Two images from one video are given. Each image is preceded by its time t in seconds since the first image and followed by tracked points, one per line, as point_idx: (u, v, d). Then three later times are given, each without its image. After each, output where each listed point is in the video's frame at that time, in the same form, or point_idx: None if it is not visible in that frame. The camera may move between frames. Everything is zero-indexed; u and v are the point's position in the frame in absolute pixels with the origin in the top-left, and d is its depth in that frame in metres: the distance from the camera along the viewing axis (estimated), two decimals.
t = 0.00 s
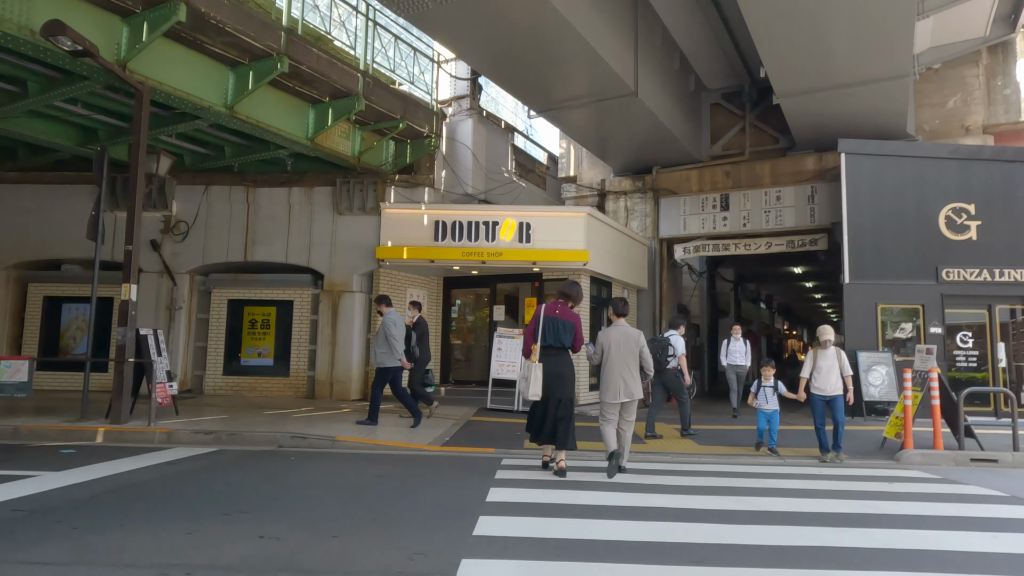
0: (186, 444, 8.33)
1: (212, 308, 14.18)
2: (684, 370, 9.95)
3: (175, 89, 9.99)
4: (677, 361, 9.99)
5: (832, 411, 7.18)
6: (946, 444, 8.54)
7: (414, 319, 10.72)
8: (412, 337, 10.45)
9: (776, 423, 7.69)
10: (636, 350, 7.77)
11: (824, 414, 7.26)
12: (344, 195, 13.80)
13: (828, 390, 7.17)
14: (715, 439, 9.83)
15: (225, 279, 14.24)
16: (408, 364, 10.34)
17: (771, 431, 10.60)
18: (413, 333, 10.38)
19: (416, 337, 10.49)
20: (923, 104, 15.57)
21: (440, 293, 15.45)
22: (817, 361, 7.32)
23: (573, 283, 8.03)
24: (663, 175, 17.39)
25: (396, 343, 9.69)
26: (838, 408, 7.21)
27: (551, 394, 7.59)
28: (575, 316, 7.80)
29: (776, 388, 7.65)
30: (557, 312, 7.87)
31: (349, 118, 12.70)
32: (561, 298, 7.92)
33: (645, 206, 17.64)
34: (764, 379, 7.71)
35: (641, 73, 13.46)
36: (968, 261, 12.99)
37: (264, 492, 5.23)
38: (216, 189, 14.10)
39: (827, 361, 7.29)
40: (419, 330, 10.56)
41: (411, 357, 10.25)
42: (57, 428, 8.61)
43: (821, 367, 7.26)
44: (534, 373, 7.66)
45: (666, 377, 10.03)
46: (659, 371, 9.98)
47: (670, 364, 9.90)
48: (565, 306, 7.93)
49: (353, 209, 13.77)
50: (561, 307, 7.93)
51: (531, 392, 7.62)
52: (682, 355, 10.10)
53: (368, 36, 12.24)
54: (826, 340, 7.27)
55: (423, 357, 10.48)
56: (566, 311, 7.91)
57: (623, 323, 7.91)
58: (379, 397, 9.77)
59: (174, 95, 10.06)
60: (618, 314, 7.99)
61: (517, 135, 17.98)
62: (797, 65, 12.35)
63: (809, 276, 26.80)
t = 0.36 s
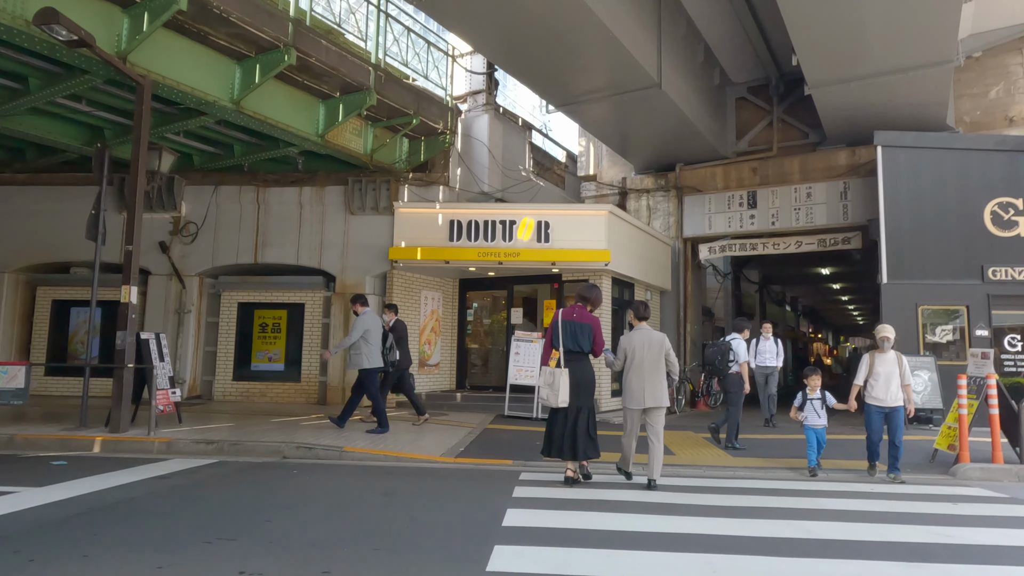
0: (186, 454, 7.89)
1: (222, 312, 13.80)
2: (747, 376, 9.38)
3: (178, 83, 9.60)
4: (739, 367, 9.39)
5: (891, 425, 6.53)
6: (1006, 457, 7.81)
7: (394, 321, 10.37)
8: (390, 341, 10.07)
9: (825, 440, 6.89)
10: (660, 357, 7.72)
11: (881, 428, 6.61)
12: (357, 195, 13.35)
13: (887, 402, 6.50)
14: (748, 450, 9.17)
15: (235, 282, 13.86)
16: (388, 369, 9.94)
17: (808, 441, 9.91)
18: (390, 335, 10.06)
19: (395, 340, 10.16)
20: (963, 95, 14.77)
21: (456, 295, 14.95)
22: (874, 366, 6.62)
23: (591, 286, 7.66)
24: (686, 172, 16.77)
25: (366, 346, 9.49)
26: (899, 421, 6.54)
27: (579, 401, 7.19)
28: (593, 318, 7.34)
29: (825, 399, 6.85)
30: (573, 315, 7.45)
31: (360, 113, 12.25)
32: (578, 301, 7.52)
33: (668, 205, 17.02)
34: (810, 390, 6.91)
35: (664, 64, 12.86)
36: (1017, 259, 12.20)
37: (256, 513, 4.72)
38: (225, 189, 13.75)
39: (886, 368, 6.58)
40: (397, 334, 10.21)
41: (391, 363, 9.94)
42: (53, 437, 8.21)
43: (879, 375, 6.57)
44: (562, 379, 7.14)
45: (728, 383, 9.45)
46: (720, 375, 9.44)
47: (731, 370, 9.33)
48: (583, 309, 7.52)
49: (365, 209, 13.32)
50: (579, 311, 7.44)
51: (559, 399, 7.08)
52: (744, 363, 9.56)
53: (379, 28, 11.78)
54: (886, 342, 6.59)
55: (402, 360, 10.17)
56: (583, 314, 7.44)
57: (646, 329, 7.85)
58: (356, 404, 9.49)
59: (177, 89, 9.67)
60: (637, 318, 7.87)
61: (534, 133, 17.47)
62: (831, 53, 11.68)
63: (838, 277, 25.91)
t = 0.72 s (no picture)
0: (180, 464, 7.41)
1: (227, 314, 13.37)
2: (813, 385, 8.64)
3: (176, 74, 9.17)
4: (804, 373, 8.65)
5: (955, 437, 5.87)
6: None
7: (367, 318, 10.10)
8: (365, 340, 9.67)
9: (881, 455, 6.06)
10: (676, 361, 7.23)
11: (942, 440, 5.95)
12: (365, 192, 12.85)
13: (950, 412, 5.85)
14: (780, 462, 8.50)
15: (241, 283, 13.42)
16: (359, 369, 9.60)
17: (843, 452, 9.26)
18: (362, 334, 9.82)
19: (367, 338, 9.92)
20: (1002, 83, 14.00)
21: (469, 296, 14.42)
22: (934, 372, 5.99)
23: (613, 291, 7.22)
24: (707, 168, 16.14)
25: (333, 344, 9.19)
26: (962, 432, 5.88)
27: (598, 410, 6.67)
28: (619, 326, 6.91)
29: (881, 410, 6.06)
30: (596, 323, 6.99)
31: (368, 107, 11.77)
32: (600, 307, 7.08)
33: (688, 202, 16.40)
34: (863, 397, 6.12)
35: (685, 52, 12.26)
36: None
37: (241, 540, 4.19)
38: (231, 187, 13.32)
39: (948, 374, 5.94)
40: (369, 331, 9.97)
41: (364, 364, 9.56)
42: (42, 446, 7.76)
43: (940, 382, 5.93)
44: (584, 390, 6.67)
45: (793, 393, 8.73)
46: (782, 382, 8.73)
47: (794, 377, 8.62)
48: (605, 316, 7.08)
49: (374, 207, 12.81)
50: (602, 318, 6.98)
51: (579, 409, 6.58)
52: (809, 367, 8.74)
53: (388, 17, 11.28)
54: (944, 344, 6.00)
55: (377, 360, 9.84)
56: (607, 322, 6.99)
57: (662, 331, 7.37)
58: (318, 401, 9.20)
59: (175, 80, 9.25)
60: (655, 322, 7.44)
61: (549, 129, 16.93)
62: (865, 39, 11.02)
63: (863, 277, 25.07)
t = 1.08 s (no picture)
0: (166, 475, 6.90)
1: (228, 315, 12.87)
2: (877, 387, 7.99)
3: (167, 61, 8.68)
4: (867, 374, 7.99)
5: None
6: None
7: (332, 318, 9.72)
8: (324, 341, 9.29)
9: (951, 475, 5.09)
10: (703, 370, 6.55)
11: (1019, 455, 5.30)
12: (370, 187, 12.31)
13: None
14: (814, 473, 7.85)
15: (241, 282, 12.93)
16: (315, 373, 9.15)
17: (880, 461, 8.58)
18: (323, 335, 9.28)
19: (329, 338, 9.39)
20: None
21: (478, 296, 13.84)
22: (1004, 372, 5.34)
23: (631, 290, 6.63)
24: (727, 161, 15.48)
25: (294, 345, 8.63)
26: None
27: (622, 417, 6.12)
28: (638, 326, 6.30)
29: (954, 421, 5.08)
30: (613, 324, 6.40)
31: (371, 97, 11.23)
32: (617, 306, 6.49)
33: (706, 197, 15.74)
34: (930, 407, 5.17)
35: (704, 36, 11.61)
36: None
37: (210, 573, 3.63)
38: (231, 183, 12.83)
39: (1021, 375, 5.30)
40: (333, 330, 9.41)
41: (322, 365, 9.16)
42: (21, 455, 7.27)
43: (1012, 385, 5.28)
44: (610, 394, 6.12)
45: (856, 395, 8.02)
46: (844, 384, 8.00)
47: (857, 378, 7.96)
48: (622, 316, 6.48)
49: (379, 203, 12.26)
50: (618, 318, 6.40)
51: (608, 416, 6.07)
52: (873, 369, 8.07)
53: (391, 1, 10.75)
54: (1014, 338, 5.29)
55: (339, 361, 9.45)
56: (624, 321, 6.40)
57: (687, 339, 6.72)
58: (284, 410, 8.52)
59: (165, 66, 8.75)
60: (680, 325, 6.80)
61: (561, 123, 16.33)
62: (898, 20, 10.33)
63: (886, 275, 24.24)
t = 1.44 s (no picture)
0: (131, 487, 6.30)
1: (212, 314, 12.26)
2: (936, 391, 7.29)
3: (139, 41, 8.08)
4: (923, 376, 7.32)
5: None
6: None
7: (279, 317, 9.22)
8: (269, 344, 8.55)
9: None
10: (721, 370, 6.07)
11: None
12: (360, 180, 11.71)
13: None
14: (835, 484, 7.25)
15: (226, 280, 12.33)
16: (264, 378, 8.47)
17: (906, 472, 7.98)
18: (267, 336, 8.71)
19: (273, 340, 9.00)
20: None
21: (475, 295, 13.24)
22: None
23: (634, 292, 6.10)
24: (733, 155, 14.90)
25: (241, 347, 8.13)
26: None
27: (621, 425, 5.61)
28: (643, 329, 5.80)
29: None
30: (614, 328, 5.90)
31: (361, 83, 10.64)
32: (618, 308, 5.98)
33: (712, 192, 15.15)
34: (1002, 418, 4.58)
35: (713, 20, 11.03)
36: None
37: None
38: (215, 175, 12.23)
39: None
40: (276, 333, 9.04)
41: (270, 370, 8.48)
42: None
43: None
44: (605, 403, 5.55)
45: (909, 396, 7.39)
46: (898, 386, 7.44)
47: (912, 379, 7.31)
48: (624, 320, 5.97)
49: (370, 196, 11.65)
50: (621, 322, 5.90)
51: (600, 426, 5.52)
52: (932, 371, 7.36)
53: None
54: None
55: (285, 364, 9.02)
56: (627, 325, 5.89)
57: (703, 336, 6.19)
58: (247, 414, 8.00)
59: (138, 46, 8.15)
60: (694, 324, 6.24)
61: (562, 115, 15.75)
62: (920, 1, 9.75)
63: (894, 274, 23.67)
